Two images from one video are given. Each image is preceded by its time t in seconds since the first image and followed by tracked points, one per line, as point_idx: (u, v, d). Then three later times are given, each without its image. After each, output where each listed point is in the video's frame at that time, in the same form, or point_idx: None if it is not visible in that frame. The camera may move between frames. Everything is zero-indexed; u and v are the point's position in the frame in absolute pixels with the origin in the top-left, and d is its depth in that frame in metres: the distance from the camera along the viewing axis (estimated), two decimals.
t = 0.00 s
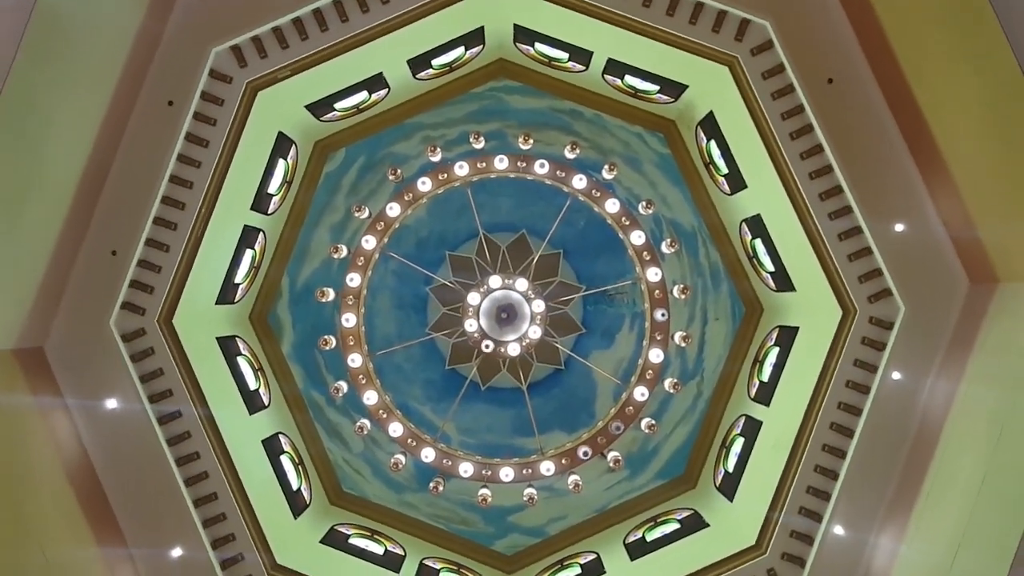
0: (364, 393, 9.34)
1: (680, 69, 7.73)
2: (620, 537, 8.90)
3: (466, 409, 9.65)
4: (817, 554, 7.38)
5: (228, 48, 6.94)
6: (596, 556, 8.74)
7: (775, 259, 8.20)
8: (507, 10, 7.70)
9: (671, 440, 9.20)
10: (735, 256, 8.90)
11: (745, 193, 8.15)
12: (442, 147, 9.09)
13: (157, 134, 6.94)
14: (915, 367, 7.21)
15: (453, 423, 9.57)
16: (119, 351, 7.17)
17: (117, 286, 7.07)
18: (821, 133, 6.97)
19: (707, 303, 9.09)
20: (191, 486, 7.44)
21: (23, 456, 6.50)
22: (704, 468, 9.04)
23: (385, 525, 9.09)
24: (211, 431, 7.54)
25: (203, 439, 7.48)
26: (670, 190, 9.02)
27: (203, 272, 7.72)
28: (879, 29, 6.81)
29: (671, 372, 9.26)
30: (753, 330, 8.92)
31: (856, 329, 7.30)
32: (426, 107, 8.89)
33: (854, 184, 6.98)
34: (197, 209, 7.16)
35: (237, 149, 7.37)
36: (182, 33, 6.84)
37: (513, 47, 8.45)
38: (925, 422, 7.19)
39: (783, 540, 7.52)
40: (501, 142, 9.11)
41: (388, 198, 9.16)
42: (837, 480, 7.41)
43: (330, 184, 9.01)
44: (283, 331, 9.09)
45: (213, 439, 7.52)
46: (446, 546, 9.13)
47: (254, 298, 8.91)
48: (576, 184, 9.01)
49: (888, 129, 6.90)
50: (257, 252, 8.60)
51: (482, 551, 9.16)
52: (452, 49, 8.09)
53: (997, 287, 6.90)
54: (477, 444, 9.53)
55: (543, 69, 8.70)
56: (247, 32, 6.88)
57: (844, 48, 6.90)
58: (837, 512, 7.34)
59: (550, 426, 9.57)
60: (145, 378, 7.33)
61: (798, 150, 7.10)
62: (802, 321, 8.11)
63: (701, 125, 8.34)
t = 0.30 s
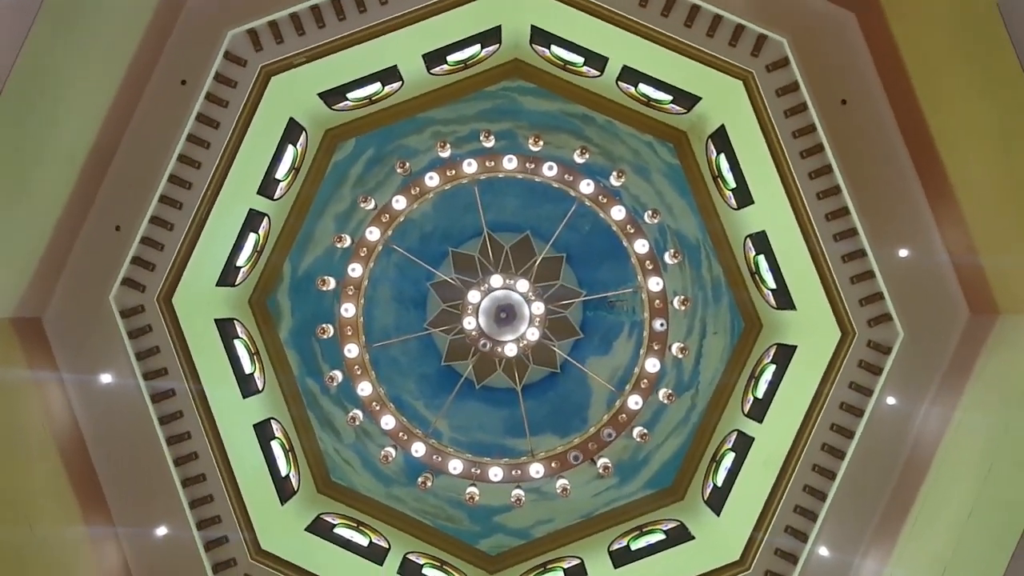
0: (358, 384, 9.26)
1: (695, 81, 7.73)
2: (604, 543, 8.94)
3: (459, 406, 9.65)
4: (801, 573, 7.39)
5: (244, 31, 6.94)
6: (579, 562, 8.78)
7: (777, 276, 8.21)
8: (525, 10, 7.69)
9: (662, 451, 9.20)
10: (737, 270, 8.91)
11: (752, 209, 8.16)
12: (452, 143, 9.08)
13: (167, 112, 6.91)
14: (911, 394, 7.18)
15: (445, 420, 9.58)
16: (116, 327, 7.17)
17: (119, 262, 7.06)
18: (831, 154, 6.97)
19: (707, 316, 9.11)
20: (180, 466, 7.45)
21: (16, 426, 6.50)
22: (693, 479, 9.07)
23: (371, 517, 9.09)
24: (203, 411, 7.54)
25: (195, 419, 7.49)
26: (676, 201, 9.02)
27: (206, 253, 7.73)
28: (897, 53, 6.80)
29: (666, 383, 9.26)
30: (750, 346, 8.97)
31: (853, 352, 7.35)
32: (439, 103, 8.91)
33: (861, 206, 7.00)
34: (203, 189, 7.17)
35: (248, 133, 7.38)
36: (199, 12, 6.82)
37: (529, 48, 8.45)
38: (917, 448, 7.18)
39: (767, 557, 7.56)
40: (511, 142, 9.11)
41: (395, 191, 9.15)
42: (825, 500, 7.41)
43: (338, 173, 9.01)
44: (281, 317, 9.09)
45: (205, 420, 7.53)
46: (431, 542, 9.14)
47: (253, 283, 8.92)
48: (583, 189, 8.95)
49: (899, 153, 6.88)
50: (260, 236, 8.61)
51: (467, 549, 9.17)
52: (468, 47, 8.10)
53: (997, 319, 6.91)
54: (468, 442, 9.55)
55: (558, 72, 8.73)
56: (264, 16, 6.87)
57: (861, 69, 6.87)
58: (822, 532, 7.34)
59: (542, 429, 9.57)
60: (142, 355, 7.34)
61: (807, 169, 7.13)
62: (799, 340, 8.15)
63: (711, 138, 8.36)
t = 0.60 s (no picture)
0: (354, 376, 9.30)
1: (706, 92, 7.74)
2: (592, 548, 8.93)
3: (454, 404, 9.65)
4: None
5: (260, 17, 6.95)
6: (566, 565, 8.78)
7: (778, 291, 8.23)
8: (541, 12, 7.69)
9: (653, 459, 9.21)
10: (739, 283, 8.93)
11: (756, 222, 8.17)
12: (461, 141, 9.09)
13: (178, 94, 6.90)
14: (905, 416, 7.20)
15: (439, 417, 9.58)
16: (116, 306, 7.16)
17: (122, 241, 7.04)
18: (839, 172, 6.98)
19: (705, 327, 9.11)
20: (172, 448, 7.43)
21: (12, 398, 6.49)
22: (683, 489, 9.08)
23: (360, 509, 9.07)
24: (198, 394, 7.53)
25: (189, 401, 7.48)
26: (682, 211, 9.03)
27: (209, 237, 7.73)
28: (909, 74, 6.81)
29: (661, 391, 9.26)
30: (747, 359, 8.99)
31: (850, 370, 7.39)
32: (449, 100, 8.90)
33: (866, 225, 7.01)
34: (210, 173, 7.18)
35: (257, 119, 7.39)
36: None
37: (542, 50, 8.45)
38: (909, 470, 7.18)
39: (754, 571, 7.53)
40: (519, 143, 9.12)
41: (401, 185, 9.14)
42: (815, 517, 7.41)
43: (346, 165, 9.01)
44: (281, 305, 9.09)
45: (199, 403, 7.52)
46: (418, 538, 9.12)
47: (254, 270, 8.91)
48: (589, 194, 9.01)
49: (907, 175, 6.90)
50: (264, 223, 8.62)
51: (454, 547, 9.15)
52: (481, 45, 8.11)
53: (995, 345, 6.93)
54: (461, 440, 9.54)
55: (570, 76, 8.73)
56: (280, 4, 6.87)
57: (873, 90, 6.88)
58: (810, 550, 7.33)
59: (535, 431, 9.56)
60: (139, 337, 7.31)
61: (814, 186, 7.13)
62: (797, 355, 8.19)
63: (720, 149, 8.38)
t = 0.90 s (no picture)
0: (350, 368, 9.33)
1: (717, 103, 7.73)
2: (579, 553, 8.93)
3: (448, 401, 9.65)
4: None
5: (275, 5, 6.95)
6: (552, 568, 8.78)
7: (778, 305, 8.23)
8: (556, 15, 7.69)
9: (645, 466, 9.21)
10: (739, 295, 8.92)
11: (760, 236, 8.17)
12: (469, 139, 9.08)
13: (190, 78, 6.92)
14: (899, 437, 7.20)
15: (433, 413, 9.58)
16: (117, 286, 7.15)
17: (127, 221, 7.05)
18: (845, 190, 6.99)
19: (704, 338, 9.11)
20: (165, 431, 7.41)
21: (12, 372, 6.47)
22: (674, 498, 9.06)
23: (350, 501, 9.06)
24: (193, 377, 7.53)
25: (185, 384, 7.47)
26: (686, 220, 9.02)
27: (213, 222, 7.74)
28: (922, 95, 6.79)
29: (657, 400, 9.26)
30: (744, 372, 8.97)
31: (846, 389, 7.39)
32: (460, 97, 8.88)
33: (870, 245, 7.04)
34: (218, 158, 7.19)
35: (268, 107, 7.40)
36: None
37: (556, 52, 8.44)
38: (900, 491, 7.17)
39: None
40: (528, 143, 9.11)
41: (408, 180, 9.13)
42: (803, 533, 7.38)
43: (353, 157, 9.00)
44: (281, 293, 9.09)
45: (194, 387, 7.52)
46: (406, 533, 9.09)
47: (256, 259, 8.91)
48: (595, 199, 9.12)
49: (913, 197, 6.92)
50: (269, 211, 8.63)
51: (442, 544, 9.14)
52: (495, 44, 8.11)
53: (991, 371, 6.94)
54: (454, 437, 9.54)
55: (582, 79, 8.71)
56: None
57: (884, 109, 6.88)
58: (797, 565, 7.31)
59: (529, 432, 9.56)
60: (139, 318, 7.30)
61: (820, 203, 7.13)
62: (794, 370, 8.20)
63: (727, 161, 8.38)
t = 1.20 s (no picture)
0: (347, 359, 9.35)
1: (730, 115, 7.73)
2: (564, 556, 8.93)
3: (443, 397, 9.65)
4: None
5: None
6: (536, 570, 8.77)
7: (778, 321, 8.24)
8: (573, 18, 7.69)
9: (635, 474, 9.22)
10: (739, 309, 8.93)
11: (764, 251, 8.18)
12: (479, 137, 9.09)
13: (204, 60, 6.91)
14: (891, 461, 7.17)
15: (427, 409, 9.58)
16: (118, 263, 7.14)
17: (133, 199, 7.03)
18: (852, 210, 7.01)
19: (702, 350, 9.12)
20: (158, 410, 7.41)
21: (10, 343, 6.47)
22: (662, 507, 9.07)
23: (339, 491, 9.08)
24: (190, 357, 7.53)
25: (181, 364, 7.47)
26: (691, 231, 9.03)
27: (219, 205, 7.74)
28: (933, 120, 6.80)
29: (651, 409, 9.29)
30: (739, 386, 8.98)
31: (841, 410, 7.42)
32: (472, 95, 8.88)
33: (873, 266, 7.06)
34: (227, 141, 7.18)
35: (280, 93, 7.39)
36: None
37: (571, 55, 8.43)
38: (889, 514, 7.11)
39: None
40: (537, 145, 9.13)
41: (416, 174, 9.15)
42: (789, 551, 7.35)
43: (362, 148, 9.01)
44: (283, 280, 9.09)
45: (190, 367, 7.52)
46: (393, 527, 9.10)
47: (260, 244, 8.90)
48: (602, 204, 9.15)
49: (917, 221, 6.97)
50: (275, 197, 8.63)
51: (427, 540, 9.15)
52: (511, 44, 8.11)
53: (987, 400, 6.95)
54: (446, 434, 9.54)
55: (595, 84, 8.71)
56: None
57: (896, 133, 6.93)
58: None
59: (521, 433, 9.55)
60: (139, 296, 7.30)
61: (826, 221, 7.15)
62: (789, 388, 8.24)
63: (736, 174, 8.38)
